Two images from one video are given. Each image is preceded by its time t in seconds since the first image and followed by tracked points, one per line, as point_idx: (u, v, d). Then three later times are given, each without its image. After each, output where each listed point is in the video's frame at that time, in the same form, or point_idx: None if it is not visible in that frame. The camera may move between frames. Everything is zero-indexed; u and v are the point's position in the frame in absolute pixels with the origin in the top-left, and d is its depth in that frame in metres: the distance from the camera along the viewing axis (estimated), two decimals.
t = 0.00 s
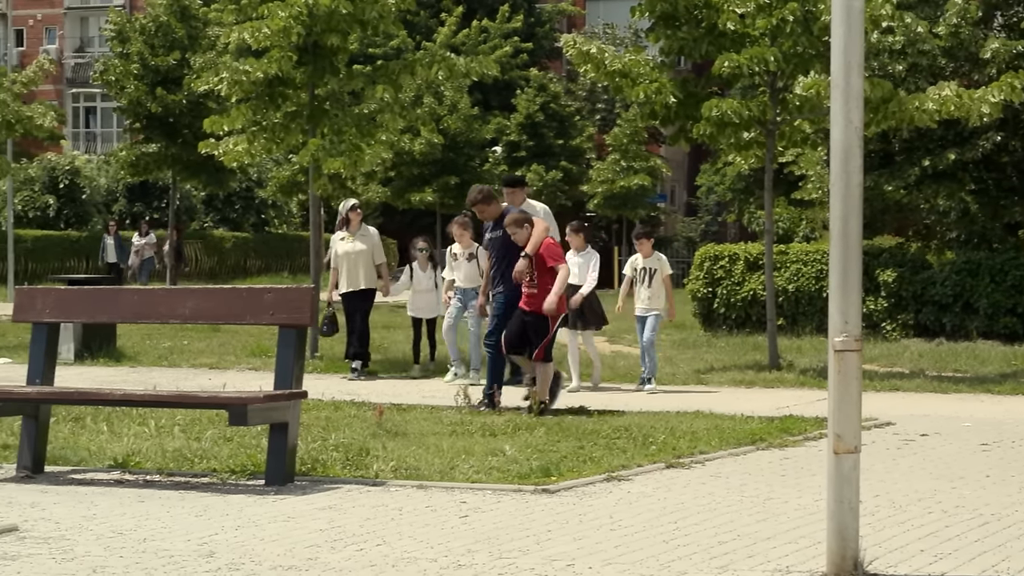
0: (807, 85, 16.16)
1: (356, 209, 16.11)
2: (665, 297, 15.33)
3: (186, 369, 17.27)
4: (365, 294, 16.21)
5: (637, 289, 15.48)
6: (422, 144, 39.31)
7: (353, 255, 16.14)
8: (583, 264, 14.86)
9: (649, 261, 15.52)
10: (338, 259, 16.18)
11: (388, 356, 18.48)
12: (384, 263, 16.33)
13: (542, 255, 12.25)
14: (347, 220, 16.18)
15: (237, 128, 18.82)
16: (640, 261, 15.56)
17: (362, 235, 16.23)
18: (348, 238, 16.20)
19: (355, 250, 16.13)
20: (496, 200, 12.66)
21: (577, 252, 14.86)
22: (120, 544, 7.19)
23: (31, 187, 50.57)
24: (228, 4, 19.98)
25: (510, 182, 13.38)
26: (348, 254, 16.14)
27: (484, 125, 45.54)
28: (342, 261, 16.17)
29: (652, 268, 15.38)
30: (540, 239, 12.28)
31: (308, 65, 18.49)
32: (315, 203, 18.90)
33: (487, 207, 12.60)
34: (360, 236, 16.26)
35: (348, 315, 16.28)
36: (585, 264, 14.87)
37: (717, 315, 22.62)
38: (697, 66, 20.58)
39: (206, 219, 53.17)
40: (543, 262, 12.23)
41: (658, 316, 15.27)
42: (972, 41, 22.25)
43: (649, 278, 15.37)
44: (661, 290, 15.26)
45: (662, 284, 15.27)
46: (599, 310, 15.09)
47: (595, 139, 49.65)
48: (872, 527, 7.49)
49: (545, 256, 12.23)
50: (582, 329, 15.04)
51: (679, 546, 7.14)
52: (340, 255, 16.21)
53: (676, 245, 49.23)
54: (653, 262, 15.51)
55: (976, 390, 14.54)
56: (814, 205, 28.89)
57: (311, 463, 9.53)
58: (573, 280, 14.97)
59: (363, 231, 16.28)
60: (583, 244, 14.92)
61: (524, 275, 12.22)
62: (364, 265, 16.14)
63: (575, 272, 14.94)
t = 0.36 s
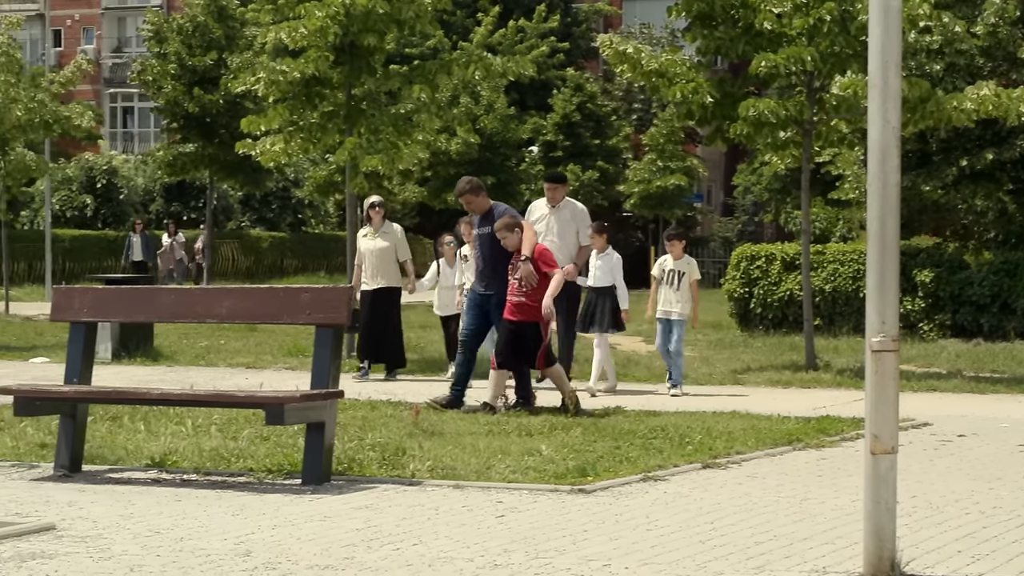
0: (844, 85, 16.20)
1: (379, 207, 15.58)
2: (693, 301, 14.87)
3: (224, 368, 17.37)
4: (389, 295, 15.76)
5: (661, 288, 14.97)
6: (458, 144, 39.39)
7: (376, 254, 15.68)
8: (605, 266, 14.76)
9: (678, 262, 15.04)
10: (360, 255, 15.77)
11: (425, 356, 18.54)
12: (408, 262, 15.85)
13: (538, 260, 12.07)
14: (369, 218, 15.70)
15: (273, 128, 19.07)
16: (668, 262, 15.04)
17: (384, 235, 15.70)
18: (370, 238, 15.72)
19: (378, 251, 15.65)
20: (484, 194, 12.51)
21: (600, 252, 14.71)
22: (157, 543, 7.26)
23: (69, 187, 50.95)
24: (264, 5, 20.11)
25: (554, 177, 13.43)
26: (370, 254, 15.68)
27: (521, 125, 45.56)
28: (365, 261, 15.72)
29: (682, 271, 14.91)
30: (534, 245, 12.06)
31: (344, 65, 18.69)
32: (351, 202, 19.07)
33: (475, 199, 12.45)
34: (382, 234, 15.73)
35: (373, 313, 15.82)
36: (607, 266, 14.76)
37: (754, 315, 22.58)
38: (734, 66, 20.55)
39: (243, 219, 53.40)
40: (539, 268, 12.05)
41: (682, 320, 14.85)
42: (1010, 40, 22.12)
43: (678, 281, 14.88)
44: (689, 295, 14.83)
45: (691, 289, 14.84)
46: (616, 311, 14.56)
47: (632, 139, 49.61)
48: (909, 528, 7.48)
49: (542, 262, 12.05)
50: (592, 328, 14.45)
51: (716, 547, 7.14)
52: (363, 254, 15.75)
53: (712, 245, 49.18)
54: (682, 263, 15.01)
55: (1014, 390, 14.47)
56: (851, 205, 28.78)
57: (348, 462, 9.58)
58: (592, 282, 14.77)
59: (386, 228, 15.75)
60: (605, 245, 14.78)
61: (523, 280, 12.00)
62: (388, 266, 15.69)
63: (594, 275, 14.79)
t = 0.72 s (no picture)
0: (880, 84, 16.19)
1: (391, 205, 15.51)
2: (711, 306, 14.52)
3: (259, 366, 17.49)
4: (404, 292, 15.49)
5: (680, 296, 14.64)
6: (493, 144, 39.47)
7: (388, 253, 15.48)
8: (627, 260, 14.19)
9: (694, 266, 14.63)
10: (372, 257, 15.53)
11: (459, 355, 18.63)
12: (420, 262, 15.65)
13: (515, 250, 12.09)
14: (379, 218, 15.60)
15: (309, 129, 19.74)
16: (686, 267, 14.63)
17: (396, 233, 15.57)
18: (382, 237, 15.55)
19: (390, 248, 15.48)
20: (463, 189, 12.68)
21: (623, 248, 14.25)
22: (192, 541, 7.32)
23: (104, 186, 51.28)
24: (300, 5, 20.26)
25: (565, 182, 13.55)
26: (383, 253, 15.48)
27: (554, 125, 45.56)
28: (377, 261, 15.51)
29: (701, 276, 14.53)
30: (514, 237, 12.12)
31: (379, 65, 18.74)
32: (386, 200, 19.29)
33: (453, 196, 12.59)
34: (394, 234, 15.60)
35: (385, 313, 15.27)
36: (630, 261, 14.20)
37: (789, 315, 22.54)
38: (768, 67, 20.51)
39: (278, 218, 53.66)
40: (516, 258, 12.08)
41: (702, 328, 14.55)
42: None
43: (697, 287, 14.52)
44: (711, 302, 14.47)
45: (711, 295, 14.49)
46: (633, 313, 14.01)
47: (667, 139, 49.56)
48: (945, 529, 7.45)
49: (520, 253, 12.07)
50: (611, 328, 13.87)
51: (751, 547, 7.14)
52: (374, 254, 15.54)
53: (747, 245, 49.10)
54: (698, 267, 14.62)
55: None
56: (887, 204, 28.66)
57: (383, 461, 9.63)
58: (614, 279, 14.15)
59: (397, 228, 15.64)
60: (627, 242, 14.32)
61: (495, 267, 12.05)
62: (402, 263, 15.49)
63: (616, 270, 14.17)
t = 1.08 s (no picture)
0: (909, 84, 16.14)
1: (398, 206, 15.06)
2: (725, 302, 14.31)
3: (287, 366, 17.57)
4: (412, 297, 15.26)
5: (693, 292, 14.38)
6: (521, 143, 39.49)
7: (395, 255, 15.19)
8: (640, 262, 14.01)
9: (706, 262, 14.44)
10: (378, 258, 15.26)
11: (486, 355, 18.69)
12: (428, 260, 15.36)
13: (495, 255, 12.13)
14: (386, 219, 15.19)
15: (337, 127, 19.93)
16: (697, 262, 14.42)
17: (403, 235, 15.18)
18: (389, 239, 15.20)
19: (397, 252, 15.13)
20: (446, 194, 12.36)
21: (635, 250, 14.03)
22: (221, 540, 7.36)
23: (134, 186, 51.54)
24: (329, 4, 20.34)
25: (572, 175, 13.59)
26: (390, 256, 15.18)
27: (582, 124, 45.52)
28: (385, 264, 15.22)
29: (712, 268, 14.33)
30: (498, 239, 12.19)
31: (409, 64, 18.99)
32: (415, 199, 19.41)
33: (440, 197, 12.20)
34: (401, 235, 15.20)
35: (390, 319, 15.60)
36: (643, 264, 14.01)
37: (817, 315, 22.49)
38: (797, 66, 20.44)
39: (307, 218, 53.80)
40: (495, 263, 12.15)
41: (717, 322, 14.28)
42: None
43: (708, 280, 14.31)
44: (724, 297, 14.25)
45: (722, 288, 14.26)
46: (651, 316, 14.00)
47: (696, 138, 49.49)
48: (974, 530, 7.44)
49: (499, 258, 12.13)
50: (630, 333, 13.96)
51: (779, 547, 7.15)
52: (382, 256, 15.25)
53: (776, 245, 49.01)
54: (709, 263, 14.44)
55: None
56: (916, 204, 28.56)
57: (411, 460, 9.66)
58: (627, 281, 14.05)
59: (404, 228, 15.26)
60: (641, 242, 14.08)
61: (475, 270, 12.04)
62: (409, 267, 15.18)
63: (630, 273, 14.06)
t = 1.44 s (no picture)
0: (936, 83, 15.95)
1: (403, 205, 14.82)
2: (740, 305, 14.08)
3: (313, 365, 17.63)
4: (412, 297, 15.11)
5: (707, 293, 14.16)
6: (547, 143, 39.53)
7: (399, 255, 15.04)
8: (650, 265, 13.55)
9: (722, 262, 14.19)
10: (382, 255, 15.03)
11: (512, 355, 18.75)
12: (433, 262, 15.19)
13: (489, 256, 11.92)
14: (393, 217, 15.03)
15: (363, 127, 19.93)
16: (714, 263, 14.18)
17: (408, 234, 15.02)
18: (393, 236, 15.06)
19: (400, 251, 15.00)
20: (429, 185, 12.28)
21: (645, 252, 13.55)
22: (247, 539, 7.41)
23: (159, 186, 51.75)
24: (354, 4, 20.42)
25: (603, 180, 13.60)
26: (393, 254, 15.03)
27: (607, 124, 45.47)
28: (387, 262, 15.08)
29: (729, 270, 14.08)
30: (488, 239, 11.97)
31: (434, 64, 19.13)
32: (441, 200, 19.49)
33: (422, 193, 12.19)
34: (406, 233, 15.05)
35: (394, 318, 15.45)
36: (655, 266, 13.55)
37: (843, 315, 22.45)
38: (822, 66, 20.41)
39: (332, 218, 53.93)
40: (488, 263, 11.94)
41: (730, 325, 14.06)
42: None
43: (724, 283, 14.08)
44: (738, 300, 14.05)
45: (738, 292, 14.04)
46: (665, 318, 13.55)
47: (722, 138, 49.44)
48: (998, 530, 7.44)
49: (493, 259, 11.93)
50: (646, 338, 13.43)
51: (805, 548, 7.15)
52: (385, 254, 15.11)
53: (801, 245, 48.93)
54: (726, 263, 14.18)
55: None
56: (942, 204, 28.47)
57: (437, 460, 9.69)
58: (639, 286, 13.55)
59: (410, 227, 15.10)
60: (652, 245, 13.62)
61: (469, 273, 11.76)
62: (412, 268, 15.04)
63: (641, 277, 13.56)
